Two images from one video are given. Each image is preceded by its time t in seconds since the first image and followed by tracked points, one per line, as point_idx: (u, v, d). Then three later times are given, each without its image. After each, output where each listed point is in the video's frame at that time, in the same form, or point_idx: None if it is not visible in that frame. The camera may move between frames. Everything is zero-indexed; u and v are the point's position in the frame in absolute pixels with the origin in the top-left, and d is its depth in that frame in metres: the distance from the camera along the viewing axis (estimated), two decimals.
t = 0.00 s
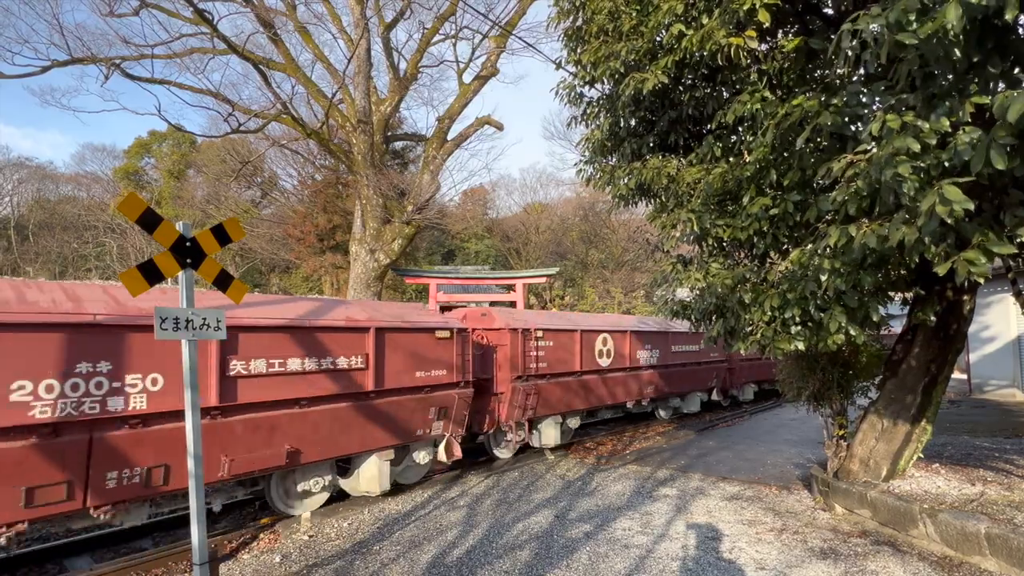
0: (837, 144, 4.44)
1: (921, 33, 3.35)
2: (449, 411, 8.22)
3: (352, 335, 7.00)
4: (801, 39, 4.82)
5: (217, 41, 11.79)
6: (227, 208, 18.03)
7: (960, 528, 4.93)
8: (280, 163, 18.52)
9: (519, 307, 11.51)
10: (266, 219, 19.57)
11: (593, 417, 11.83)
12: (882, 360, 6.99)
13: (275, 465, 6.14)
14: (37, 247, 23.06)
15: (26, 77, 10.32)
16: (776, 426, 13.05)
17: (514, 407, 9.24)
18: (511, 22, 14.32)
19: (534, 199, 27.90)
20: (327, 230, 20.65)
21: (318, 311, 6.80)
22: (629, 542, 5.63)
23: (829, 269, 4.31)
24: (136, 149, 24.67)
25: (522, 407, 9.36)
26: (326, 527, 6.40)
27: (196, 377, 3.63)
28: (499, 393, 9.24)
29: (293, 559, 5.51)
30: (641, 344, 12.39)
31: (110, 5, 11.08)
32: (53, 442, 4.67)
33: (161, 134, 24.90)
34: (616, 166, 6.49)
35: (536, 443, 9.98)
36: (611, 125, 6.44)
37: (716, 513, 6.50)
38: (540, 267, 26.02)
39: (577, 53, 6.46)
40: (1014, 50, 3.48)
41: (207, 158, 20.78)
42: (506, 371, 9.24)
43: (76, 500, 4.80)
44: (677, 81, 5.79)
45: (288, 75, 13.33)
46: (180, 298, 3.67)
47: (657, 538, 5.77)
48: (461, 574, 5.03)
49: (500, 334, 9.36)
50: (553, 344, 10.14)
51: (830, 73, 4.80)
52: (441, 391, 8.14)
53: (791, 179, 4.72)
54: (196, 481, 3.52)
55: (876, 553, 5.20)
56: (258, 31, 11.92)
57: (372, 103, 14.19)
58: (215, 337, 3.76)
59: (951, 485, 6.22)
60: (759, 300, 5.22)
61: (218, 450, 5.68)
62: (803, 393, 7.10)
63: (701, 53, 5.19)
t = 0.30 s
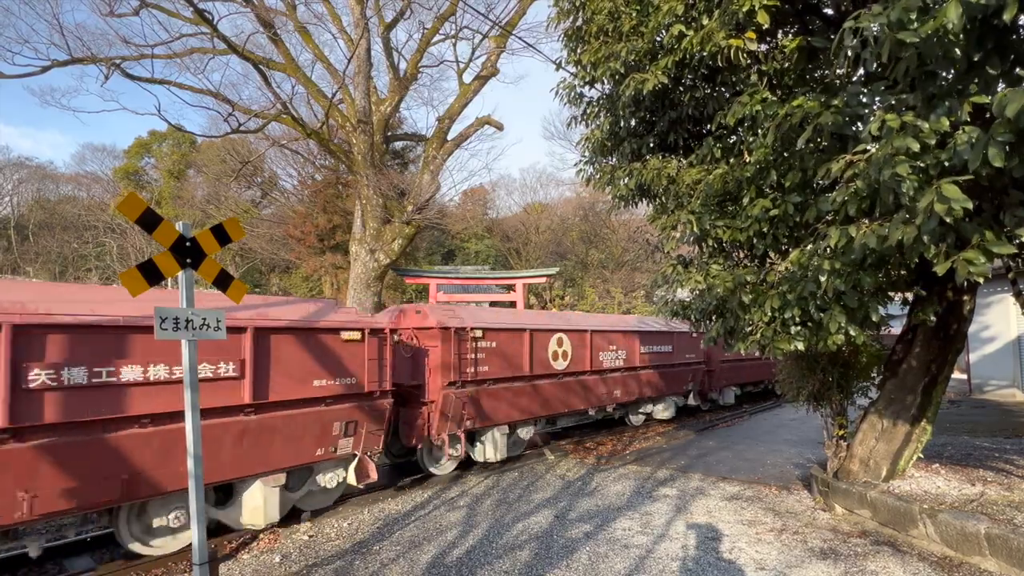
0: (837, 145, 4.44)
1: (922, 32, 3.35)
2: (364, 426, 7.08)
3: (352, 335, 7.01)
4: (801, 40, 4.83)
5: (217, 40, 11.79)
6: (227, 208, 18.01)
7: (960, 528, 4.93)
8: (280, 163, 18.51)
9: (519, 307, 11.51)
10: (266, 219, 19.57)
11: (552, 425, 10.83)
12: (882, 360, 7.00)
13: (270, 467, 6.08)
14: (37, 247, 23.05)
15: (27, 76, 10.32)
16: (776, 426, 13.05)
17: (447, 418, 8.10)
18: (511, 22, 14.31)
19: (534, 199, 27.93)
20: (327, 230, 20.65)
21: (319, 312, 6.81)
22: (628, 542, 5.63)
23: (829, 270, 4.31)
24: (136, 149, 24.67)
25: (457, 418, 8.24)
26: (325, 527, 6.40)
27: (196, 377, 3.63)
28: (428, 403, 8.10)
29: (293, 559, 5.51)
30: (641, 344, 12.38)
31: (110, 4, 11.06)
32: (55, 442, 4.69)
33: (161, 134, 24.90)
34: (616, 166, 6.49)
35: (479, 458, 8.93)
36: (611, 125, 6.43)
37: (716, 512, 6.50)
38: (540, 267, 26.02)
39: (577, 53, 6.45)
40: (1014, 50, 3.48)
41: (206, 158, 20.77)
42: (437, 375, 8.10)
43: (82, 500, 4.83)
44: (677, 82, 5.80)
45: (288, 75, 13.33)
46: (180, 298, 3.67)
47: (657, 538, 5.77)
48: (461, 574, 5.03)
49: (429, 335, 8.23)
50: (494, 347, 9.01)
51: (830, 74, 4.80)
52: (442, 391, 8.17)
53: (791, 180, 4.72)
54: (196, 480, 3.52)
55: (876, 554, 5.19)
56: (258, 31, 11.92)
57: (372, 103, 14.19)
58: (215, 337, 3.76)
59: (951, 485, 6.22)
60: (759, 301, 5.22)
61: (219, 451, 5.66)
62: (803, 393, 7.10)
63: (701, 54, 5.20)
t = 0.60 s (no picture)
0: (838, 145, 4.43)
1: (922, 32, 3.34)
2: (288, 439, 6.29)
3: (351, 335, 6.98)
4: (802, 39, 4.82)
5: (217, 40, 11.79)
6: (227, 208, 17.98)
7: (960, 528, 4.93)
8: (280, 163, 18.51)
9: (519, 307, 11.51)
10: (266, 219, 19.57)
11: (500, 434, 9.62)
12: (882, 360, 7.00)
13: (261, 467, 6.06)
14: (37, 247, 23.06)
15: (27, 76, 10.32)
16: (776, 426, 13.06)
17: (356, 434, 6.93)
18: (511, 22, 14.31)
19: (534, 199, 27.96)
20: (328, 230, 20.66)
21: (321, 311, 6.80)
22: (629, 542, 5.63)
23: (830, 271, 4.31)
24: (136, 149, 24.68)
25: (370, 434, 7.10)
26: (326, 527, 6.41)
27: (196, 377, 3.63)
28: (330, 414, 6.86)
29: (293, 559, 5.51)
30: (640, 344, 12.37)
31: (110, 5, 11.05)
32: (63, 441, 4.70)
33: (161, 134, 24.93)
34: (616, 166, 6.49)
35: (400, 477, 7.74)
36: (611, 125, 6.42)
37: (716, 513, 6.50)
38: (540, 267, 26.03)
39: (577, 53, 6.44)
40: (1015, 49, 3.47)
41: (206, 158, 20.78)
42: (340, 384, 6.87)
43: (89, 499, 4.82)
44: (677, 82, 5.79)
45: (288, 75, 13.33)
46: (181, 298, 3.67)
47: (657, 538, 5.77)
48: (461, 574, 5.03)
49: (331, 336, 6.96)
50: (414, 349, 7.75)
51: (831, 73, 4.80)
52: (442, 390, 8.17)
53: (791, 180, 4.72)
54: (196, 479, 3.52)
55: (876, 554, 5.19)
56: (258, 31, 11.92)
57: (372, 103, 14.18)
58: (215, 337, 3.76)
59: (951, 485, 6.22)
60: (760, 301, 5.22)
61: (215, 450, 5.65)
62: (803, 393, 7.10)
63: (701, 53, 5.19)
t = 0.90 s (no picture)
0: (839, 145, 4.43)
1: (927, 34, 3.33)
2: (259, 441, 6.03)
3: (351, 336, 6.98)
4: (802, 40, 4.81)
5: (217, 41, 11.78)
6: (227, 208, 17.93)
7: (961, 528, 4.92)
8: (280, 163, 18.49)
9: (520, 307, 11.51)
10: (267, 219, 19.57)
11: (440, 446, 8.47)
12: (882, 360, 7.00)
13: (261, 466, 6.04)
14: (37, 247, 23.06)
15: (27, 76, 10.31)
16: (776, 426, 13.08)
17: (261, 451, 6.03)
18: (511, 22, 14.31)
19: (534, 198, 27.98)
20: (328, 230, 20.67)
21: (321, 311, 6.79)
22: (629, 542, 5.63)
23: (832, 272, 4.31)
24: (136, 149, 24.70)
25: (285, 450, 6.23)
26: (326, 527, 6.40)
27: (197, 377, 3.63)
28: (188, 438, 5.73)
29: (293, 559, 5.51)
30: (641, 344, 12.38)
31: (110, 5, 11.04)
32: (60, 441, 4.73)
33: (162, 134, 24.95)
34: (617, 166, 6.48)
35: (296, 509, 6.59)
36: (612, 125, 6.41)
37: (717, 512, 6.51)
38: (540, 267, 26.04)
39: (578, 53, 6.42)
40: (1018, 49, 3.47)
41: (207, 158, 20.78)
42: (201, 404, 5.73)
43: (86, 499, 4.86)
44: (678, 82, 5.79)
45: (289, 75, 13.33)
46: (181, 298, 3.67)
47: (657, 538, 5.77)
48: (462, 574, 5.03)
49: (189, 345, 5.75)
50: (335, 355, 6.77)
51: (832, 74, 4.80)
52: (442, 391, 8.16)
53: (792, 180, 4.72)
54: (196, 480, 3.52)
55: (876, 554, 5.19)
56: (259, 31, 11.91)
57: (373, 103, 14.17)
58: (215, 337, 3.76)
59: (952, 485, 6.23)
60: (761, 301, 5.22)
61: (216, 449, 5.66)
62: (803, 393, 7.09)
63: (702, 54, 5.19)
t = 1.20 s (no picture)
0: (839, 146, 4.43)
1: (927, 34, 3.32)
2: (254, 441, 5.96)
3: (350, 335, 6.96)
4: (803, 40, 4.81)
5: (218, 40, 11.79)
6: (227, 208, 17.90)
7: (961, 529, 4.92)
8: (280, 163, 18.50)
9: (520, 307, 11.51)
10: (267, 219, 19.55)
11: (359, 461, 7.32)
12: (882, 361, 6.99)
13: (267, 466, 6.06)
14: (38, 247, 23.10)
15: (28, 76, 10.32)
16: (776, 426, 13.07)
17: (245, 453, 5.87)
18: (511, 22, 14.31)
19: (534, 199, 28.01)
20: (328, 230, 20.68)
21: (320, 311, 6.79)
22: (630, 542, 5.63)
23: (832, 271, 4.30)
24: (137, 149, 24.74)
25: (272, 450, 6.11)
26: (326, 527, 6.40)
27: (198, 377, 3.63)
28: None
29: (294, 559, 5.51)
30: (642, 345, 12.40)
31: (111, 5, 11.05)
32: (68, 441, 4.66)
33: (162, 134, 24.99)
34: (617, 167, 6.47)
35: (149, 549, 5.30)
36: (612, 125, 6.41)
37: (717, 513, 6.50)
38: (540, 267, 26.05)
39: (579, 53, 6.40)
40: (1019, 50, 3.46)
41: (207, 158, 20.80)
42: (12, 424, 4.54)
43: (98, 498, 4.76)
44: (678, 83, 5.79)
45: (289, 75, 13.34)
46: (181, 298, 3.67)
47: (658, 538, 5.77)
48: (462, 574, 5.03)
49: None
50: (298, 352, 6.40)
51: (833, 74, 4.80)
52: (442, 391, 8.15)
53: (792, 180, 4.72)
54: (196, 480, 3.52)
55: (877, 554, 5.19)
56: (259, 31, 11.92)
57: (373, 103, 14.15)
58: (217, 337, 3.76)
59: (952, 485, 6.23)
60: (761, 301, 5.23)
61: (220, 449, 5.66)
62: (804, 394, 7.08)
63: (702, 54, 5.19)
